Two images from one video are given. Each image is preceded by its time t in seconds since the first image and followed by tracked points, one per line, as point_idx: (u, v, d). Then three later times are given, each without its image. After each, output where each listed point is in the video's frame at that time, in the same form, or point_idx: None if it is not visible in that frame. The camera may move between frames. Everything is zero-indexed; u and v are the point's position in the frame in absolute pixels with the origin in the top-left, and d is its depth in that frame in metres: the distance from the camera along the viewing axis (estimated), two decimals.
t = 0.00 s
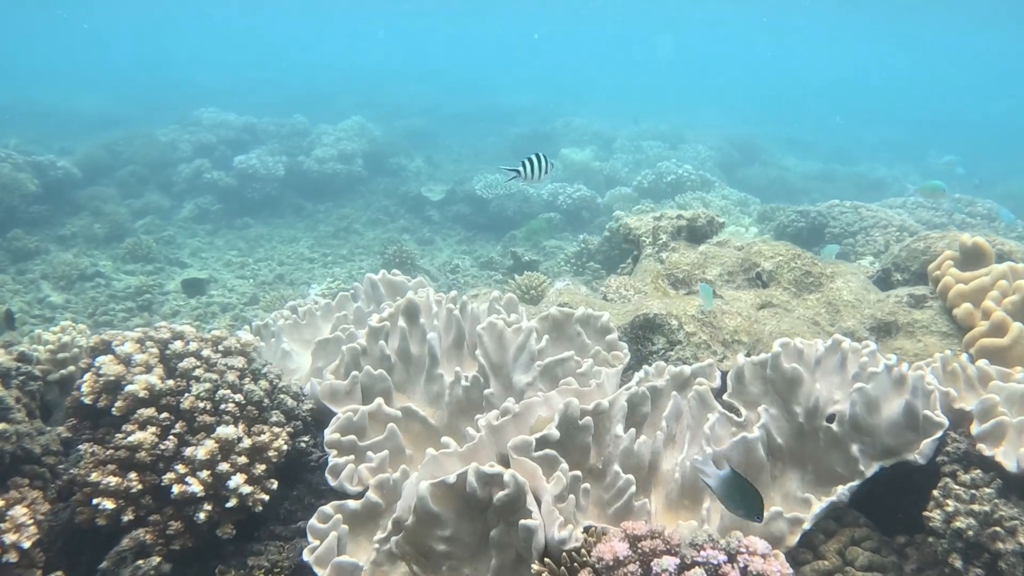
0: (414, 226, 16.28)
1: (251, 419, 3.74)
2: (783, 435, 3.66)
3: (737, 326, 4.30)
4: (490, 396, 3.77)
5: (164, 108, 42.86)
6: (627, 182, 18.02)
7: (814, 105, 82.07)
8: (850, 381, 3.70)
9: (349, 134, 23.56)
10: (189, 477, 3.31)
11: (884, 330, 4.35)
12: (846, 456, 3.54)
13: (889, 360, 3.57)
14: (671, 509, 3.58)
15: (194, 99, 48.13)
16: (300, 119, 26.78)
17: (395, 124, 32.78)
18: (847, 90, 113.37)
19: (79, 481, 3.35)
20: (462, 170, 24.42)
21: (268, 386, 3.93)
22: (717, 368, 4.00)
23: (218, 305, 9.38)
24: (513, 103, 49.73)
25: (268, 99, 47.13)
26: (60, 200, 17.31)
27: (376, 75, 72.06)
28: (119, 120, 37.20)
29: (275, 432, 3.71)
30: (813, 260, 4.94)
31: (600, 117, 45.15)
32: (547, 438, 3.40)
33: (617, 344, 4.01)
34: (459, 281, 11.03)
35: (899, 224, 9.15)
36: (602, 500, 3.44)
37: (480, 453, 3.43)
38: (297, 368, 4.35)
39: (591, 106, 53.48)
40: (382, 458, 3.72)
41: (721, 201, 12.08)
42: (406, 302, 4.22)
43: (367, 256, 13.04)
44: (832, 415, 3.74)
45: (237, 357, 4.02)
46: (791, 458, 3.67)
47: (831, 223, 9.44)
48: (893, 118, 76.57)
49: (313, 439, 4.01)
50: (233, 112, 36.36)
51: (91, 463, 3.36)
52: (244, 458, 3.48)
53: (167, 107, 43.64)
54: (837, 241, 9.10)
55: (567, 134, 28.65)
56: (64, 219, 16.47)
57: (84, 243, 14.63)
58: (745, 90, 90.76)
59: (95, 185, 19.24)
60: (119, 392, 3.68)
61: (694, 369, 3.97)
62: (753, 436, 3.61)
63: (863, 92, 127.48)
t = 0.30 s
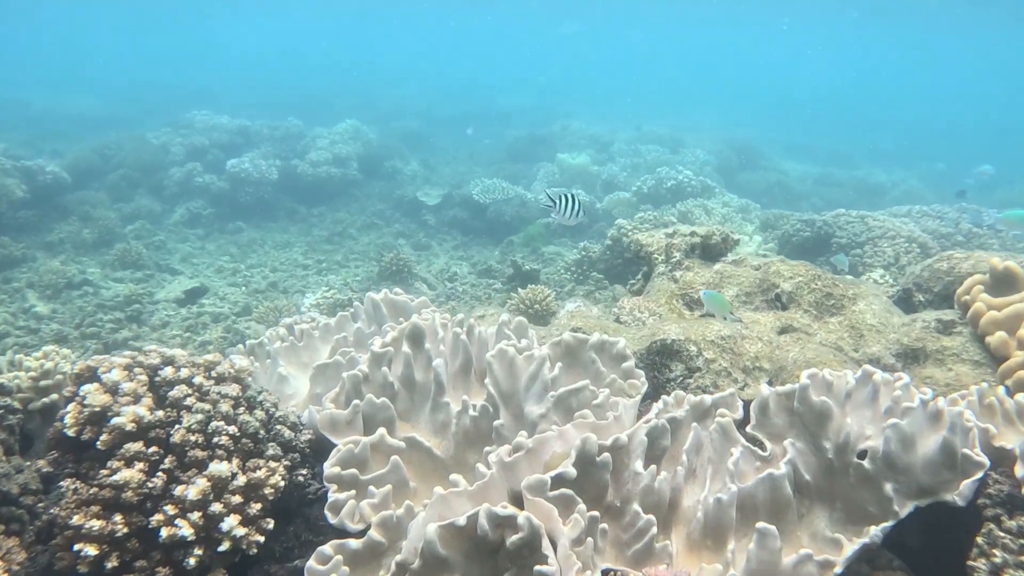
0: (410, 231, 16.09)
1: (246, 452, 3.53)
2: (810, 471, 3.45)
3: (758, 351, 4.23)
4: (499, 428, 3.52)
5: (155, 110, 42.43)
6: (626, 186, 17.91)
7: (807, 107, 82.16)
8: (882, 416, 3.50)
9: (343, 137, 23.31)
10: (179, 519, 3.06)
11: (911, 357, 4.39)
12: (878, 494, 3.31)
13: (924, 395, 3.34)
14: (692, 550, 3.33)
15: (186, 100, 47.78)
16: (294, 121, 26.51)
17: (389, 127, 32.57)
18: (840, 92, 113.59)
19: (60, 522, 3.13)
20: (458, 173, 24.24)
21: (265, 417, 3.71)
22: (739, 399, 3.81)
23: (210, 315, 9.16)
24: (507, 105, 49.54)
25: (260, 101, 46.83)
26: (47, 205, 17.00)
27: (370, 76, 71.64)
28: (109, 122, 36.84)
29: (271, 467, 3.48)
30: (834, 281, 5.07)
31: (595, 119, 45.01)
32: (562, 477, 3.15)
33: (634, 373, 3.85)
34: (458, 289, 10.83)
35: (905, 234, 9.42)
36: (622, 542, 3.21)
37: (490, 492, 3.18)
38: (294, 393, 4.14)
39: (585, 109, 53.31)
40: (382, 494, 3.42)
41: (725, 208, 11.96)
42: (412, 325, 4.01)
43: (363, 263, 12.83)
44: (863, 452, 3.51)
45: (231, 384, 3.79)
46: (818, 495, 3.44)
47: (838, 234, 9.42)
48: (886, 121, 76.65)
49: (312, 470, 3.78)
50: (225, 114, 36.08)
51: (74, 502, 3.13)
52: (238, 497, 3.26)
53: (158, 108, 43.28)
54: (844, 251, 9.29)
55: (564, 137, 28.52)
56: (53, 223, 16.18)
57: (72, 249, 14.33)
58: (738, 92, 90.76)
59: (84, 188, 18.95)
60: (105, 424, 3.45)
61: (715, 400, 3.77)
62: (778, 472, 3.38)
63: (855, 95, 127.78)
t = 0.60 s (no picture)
0: (400, 232, 15.88)
1: (233, 476, 3.25)
2: (834, 498, 3.28)
3: (774, 368, 4.25)
4: (503, 450, 3.31)
5: (140, 109, 41.92)
6: (619, 187, 17.85)
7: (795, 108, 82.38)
8: (908, 440, 3.32)
9: (332, 136, 23.03)
10: (159, 552, 2.79)
11: (933, 372, 4.49)
12: (906, 523, 3.14)
13: (953, 419, 3.18)
14: None
15: (169, 99, 47.25)
16: (281, 120, 26.18)
17: (377, 127, 32.29)
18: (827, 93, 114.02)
19: (30, 554, 2.83)
20: (448, 174, 24.05)
21: (254, 437, 3.43)
22: (756, 421, 3.62)
23: (196, 320, 8.92)
24: (495, 105, 49.33)
25: (246, 101, 46.37)
26: (29, 205, 16.63)
27: (356, 75, 71.06)
28: (91, 121, 36.30)
29: (260, 493, 3.23)
30: (847, 293, 5.23)
31: (585, 119, 44.87)
32: (573, 505, 2.93)
33: (645, 391, 3.67)
34: (451, 293, 10.63)
35: (906, 238, 9.39)
36: None
37: (496, 521, 2.97)
38: (285, 411, 3.89)
39: (573, 109, 53.17)
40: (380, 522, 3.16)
41: (722, 211, 11.90)
42: (409, 339, 3.79)
43: (353, 266, 12.60)
44: (888, 477, 3.34)
45: (217, 400, 3.49)
46: (841, 522, 3.27)
47: (837, 238, 9.46)
48: (873, 122, 76.98)
49: (303, 493, 3.54)
50: (210, 114, 35.68)
51: (46, 531, 2.85)
52: (224, 527, 2.99)
53: (140, 108, 42.68)
54: (846, 256, 9.24)
55: (555, 138, 28.42)
56: (33, 224, 15.81)
57: (54, 251, 13.99)
58: (726, 92, 90.82)
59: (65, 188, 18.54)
60: (81, 446, 3.15)
61: (732, 421, 3.58)
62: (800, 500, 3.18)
63: (843, 96, 128.31)
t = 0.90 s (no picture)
0: (389, 231, 15.66)
1: (209, 486, 3.00)
2: (849, 510, 3.11)
3: (784, 370, 4.25)
4: (499, 459, 3.10)
5: (123, 103, 41.34)
6: (610, 187, 17.72)
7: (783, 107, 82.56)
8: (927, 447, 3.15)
9: (319, 133, 22.75)
10: (127, 571, 2.53)
11: (948, 375, 4.41)
12: (927, 537, 2.96)
13: (979, 423, 2.96)
14: None
15: (152, 93, 46.62)
16: (267, 116, 25.87)
17: (365, 124, 32.02)
18: (814, 93, 114.29)
19: None
20: (436, 172, 23.83)
21: (232, 444, 3.20)
22: (765, 427, 3.43)
23: (176, 320, 8.67)
24: (484, 102, 49.03)
25: (230, 95, 45.84)
26: (7, 202, 16.27)
27: (343, 70, 70.53)
28: (71, 115, 35.72)
29: (238, 504, 2.98)
30: (857, 291, 5.16)
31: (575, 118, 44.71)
32: (574, 518, 2.70)
33: (648, 394, 3.48)
34: (441, 293, 10.42)
35: (904, 237, 9.28)
36: None
37: (492, 537, 2.76)
38: (267, 415, 3.67)
39: (562, 106, 52.95)
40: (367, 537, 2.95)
41: (716, 209, 11.81)
42: (398, 339, 3.57)
43: (341, 265, 12.38)
44: (909, 488, 3.15)
45: (192, 404, 3.24)
46: (858, 536, 3.10)
47: (835, 237, 9.39)
48: (861, 122, 77.21)
49: (286, 505, 3.32)
50: (194, 109, 35.21)
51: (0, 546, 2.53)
52: (198, 542, 2.74)
53: (122, 101, 42.05)
54: (845, 257, 9.08)
55: (545, 136, 28.26)
56: (11, 221, 15.46)
57: (32, 248, 13.67)
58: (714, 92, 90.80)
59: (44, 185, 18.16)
60: (44, 453, 2.84)
61: (740, 426, 3.38)
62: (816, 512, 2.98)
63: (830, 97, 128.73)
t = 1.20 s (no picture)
0: (374, 227, 15.42)
1: (170, 495, 2.77)
2: (857, 520, 2.92)
3: (785, 369, 4.06)
4: (485, 465, 2.90)
5: (103, 94, 40.73)
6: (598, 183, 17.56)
7: (770, 104, 82.72)
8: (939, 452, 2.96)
9: (302, 127, 22.45)
10: None
11: (955, 375, 4.31)
12: (939, 548, 2.78)
13: (992, 427, 2.76)
14: None
15: (133, 86, 45.98)
16: (250, 109, 25.51)
17: (350, 119, 31.69)
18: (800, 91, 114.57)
19: None
20: (422, 167, 23.57)
21: (196, 449, 2.97)
22: (767, 430, 3.24)
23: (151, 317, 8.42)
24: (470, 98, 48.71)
25: (213, 88, 45.26)
26: None
27: (327, 64, 69.92)
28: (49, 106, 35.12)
29: (201, 515, 2.74)
30: (859, 287, 5.00)
31: (560, 113, 44.53)
32: (565, 530, 2.51)
33: (643, 395, 3.28)
34: (426, 290, 10.19)
35: (897, 234, 9.19)
36: None
37: (476, 550, 2.55)
38: (238, 416, 3.45)
39: (548, 102, 52.70)
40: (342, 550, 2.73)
41: (705, 205, 11.68)
42: (377, 336, 3.36)
43: (324, 261, 12.16)
44: (920, 496, 2.96)
45: (156, 406, 3.01)
46: (867, 547, 2.90)
47: (827, 234, 9.29)
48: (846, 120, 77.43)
49: (256, 514, 3.09)
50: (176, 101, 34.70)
51: None
52: (155, 557, 2.50)
53: (102, 93, 41.40)
54: (837, 253, 8.96)
55: (533, 131, 28.06)
56: None
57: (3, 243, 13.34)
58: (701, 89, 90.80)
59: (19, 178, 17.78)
60: None
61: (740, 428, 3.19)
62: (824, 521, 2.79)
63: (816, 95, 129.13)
